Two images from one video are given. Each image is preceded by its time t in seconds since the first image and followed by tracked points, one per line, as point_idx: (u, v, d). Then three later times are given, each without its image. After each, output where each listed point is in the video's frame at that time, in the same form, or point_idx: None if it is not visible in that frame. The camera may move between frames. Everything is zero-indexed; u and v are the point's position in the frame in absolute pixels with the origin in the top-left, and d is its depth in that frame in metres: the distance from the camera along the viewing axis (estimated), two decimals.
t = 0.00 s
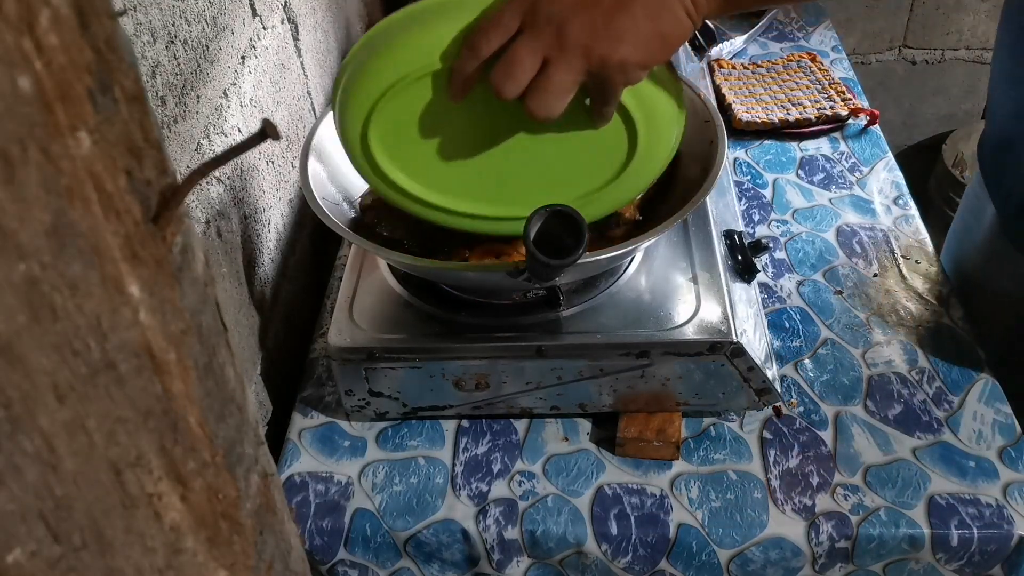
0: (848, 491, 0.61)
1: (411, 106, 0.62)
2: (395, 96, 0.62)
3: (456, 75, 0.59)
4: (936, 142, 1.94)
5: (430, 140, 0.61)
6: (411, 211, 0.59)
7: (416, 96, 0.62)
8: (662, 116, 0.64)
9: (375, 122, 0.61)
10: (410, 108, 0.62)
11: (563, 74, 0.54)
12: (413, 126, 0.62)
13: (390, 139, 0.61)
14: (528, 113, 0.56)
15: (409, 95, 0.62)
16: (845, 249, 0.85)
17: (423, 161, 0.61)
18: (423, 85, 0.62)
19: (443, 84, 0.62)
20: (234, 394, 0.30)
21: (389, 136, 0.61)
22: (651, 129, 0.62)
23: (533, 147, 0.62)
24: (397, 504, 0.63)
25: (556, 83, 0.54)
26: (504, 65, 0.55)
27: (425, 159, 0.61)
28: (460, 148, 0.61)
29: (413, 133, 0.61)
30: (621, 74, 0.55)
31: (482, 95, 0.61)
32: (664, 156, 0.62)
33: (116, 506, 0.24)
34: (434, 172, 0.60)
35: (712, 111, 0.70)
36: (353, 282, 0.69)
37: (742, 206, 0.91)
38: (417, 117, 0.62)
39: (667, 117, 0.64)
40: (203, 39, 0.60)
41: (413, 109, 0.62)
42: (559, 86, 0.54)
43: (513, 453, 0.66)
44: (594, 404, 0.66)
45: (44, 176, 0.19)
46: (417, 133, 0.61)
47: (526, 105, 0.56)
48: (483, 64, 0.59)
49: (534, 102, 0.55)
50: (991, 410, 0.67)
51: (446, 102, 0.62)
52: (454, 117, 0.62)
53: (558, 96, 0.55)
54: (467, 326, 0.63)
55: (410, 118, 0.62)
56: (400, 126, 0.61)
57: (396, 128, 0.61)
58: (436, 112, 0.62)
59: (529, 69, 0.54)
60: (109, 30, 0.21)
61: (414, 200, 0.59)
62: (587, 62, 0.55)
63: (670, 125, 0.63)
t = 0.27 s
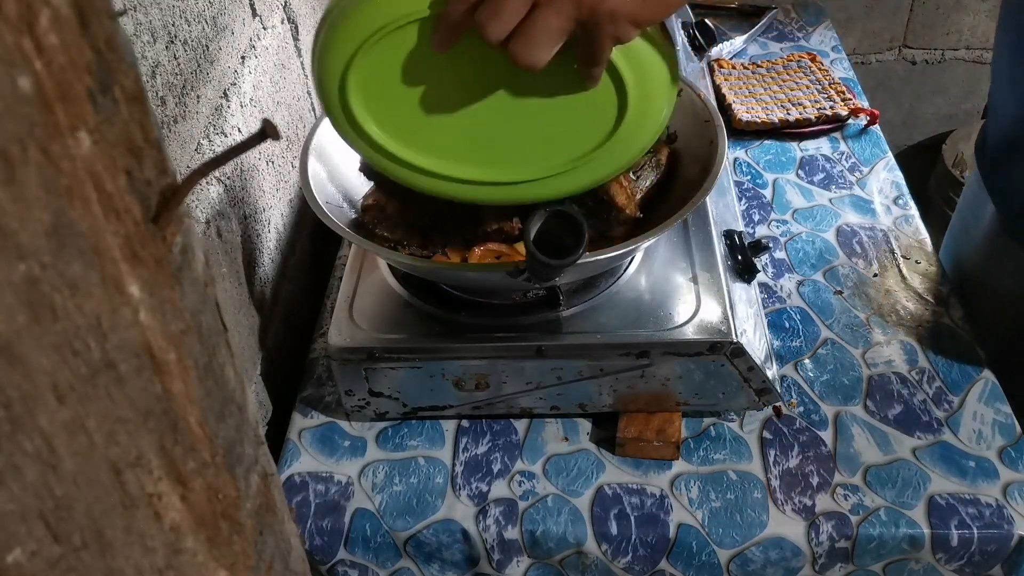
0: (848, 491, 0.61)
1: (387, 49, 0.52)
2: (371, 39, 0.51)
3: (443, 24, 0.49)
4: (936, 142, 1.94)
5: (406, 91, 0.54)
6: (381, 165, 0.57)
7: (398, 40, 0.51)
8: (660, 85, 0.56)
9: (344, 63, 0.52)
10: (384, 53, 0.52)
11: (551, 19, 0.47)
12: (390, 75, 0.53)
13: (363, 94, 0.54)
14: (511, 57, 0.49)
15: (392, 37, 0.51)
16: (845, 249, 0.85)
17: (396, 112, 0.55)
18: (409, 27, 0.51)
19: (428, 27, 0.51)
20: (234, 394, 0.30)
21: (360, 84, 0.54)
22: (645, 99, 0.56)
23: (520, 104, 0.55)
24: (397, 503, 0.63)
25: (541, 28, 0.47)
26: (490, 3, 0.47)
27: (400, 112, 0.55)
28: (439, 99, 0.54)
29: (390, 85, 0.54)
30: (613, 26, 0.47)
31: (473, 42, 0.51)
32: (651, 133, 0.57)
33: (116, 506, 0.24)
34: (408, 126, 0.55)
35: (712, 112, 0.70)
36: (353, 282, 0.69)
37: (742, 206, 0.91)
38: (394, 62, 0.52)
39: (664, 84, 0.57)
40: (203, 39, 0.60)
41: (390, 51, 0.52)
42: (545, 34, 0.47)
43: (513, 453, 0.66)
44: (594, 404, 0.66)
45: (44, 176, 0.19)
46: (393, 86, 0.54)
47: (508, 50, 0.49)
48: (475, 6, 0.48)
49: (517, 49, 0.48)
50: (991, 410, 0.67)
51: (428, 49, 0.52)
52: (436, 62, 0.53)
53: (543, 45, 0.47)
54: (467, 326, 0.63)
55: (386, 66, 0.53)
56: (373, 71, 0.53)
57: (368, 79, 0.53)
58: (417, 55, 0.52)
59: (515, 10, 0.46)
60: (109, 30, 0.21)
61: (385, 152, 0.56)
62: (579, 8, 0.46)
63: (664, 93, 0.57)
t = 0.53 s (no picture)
0: (848, 491, 0.61)
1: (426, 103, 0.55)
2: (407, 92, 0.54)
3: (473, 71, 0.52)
4: (936, 142, 1.94)
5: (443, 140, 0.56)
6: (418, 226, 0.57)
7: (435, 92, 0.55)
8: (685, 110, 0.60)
9: (380, 118, 0.55)
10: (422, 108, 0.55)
11: (593, 63, 0.49)
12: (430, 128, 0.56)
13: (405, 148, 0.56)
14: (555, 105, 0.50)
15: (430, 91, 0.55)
16: (845, 249, 0.85)
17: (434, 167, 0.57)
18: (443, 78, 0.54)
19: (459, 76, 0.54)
20: (234, 394, 0.30)
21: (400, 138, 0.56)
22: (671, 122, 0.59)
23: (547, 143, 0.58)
24: (397, 504, 0.63)
25: (584, 72, 0.49)
26: (529, 50, 0.49)
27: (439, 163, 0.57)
28: (478, 144, 0.57)
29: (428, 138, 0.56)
30: (653, 65, 0.50)
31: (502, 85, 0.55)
32: (684, 155, 0.60)
33: (116, 506, 0.24)
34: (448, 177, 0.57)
35: (711, 112, 0.70)
36: (353, 282, 0.69)
37: (742, 206, 0.91)
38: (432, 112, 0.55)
39: (688, 109, 0.61)
40: (203, 39, 0.60)
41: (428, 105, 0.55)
42: (587, 79, 0.49)
43: (513, 453, 0.66)
44: (594, 404, 0.66)
45: (44, 176, 0.19)
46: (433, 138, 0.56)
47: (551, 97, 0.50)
48: (506, 56, 0.52)
49: (560, 94, 0.49)
50: (991, 410, 0.67)
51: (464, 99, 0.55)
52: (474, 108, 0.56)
53: (587, 88, 0.49)
54: (467, 326, 0.63)
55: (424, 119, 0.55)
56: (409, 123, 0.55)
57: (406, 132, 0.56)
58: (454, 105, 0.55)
59: (554, 54, 0.49)
60: (109, 30, 0.21)
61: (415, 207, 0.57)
62: (619, 50, 0.49)
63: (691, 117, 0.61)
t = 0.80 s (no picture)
0: (848, 491, 0.61)
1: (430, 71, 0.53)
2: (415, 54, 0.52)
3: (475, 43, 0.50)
4: (937, 142, 1.94)
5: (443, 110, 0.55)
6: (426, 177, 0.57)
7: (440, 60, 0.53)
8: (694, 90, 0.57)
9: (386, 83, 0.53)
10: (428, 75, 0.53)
11: (599, 40, 0.46)
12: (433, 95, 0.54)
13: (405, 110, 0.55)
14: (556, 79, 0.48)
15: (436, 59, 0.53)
16: (845, 249, 0.85)
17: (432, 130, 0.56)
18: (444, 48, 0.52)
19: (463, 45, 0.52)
20: (234, 394, 0.30)
21: (401, 101, 0.55)
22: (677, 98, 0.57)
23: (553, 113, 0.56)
24: (397, 504, 0.63)
25: (589, 48, 0.46)
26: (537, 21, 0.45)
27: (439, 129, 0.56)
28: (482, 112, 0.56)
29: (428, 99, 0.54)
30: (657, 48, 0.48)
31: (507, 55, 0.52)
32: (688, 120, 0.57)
33: (116, 506, 0.24)
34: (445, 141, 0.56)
35: (711, 112, 0.70)
36: (353, 282, 0.69)
37: (742, 206, 0.91)
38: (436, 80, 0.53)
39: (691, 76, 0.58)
40: (203, 39, 0.60)
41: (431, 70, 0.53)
42: (589, 59, 0.46)
43: (513, 453, 0.66)
44: (594, 404, 0.66)
45: (44, 176, 0.19)
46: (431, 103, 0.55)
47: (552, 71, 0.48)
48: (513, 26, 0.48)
49: (561, 68, 0.46)
50: (991, 410, 0.67)
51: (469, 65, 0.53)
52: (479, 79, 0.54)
53: (589, 68, 0.46)
54: (467, 326, 0.63)
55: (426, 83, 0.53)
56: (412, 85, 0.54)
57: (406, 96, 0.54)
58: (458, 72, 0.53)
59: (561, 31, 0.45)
60: (109, 30, 0.21)
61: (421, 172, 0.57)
62: (625, 30, 0.46)
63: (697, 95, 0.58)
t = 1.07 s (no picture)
0: (848, 491, 0.61)
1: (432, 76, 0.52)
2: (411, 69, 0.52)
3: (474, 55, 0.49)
4: (936, 142, 1.93)
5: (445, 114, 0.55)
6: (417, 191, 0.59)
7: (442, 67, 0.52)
8: (696, 104, 0.57)
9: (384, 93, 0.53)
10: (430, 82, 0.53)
11: (607, 52, 0.46)
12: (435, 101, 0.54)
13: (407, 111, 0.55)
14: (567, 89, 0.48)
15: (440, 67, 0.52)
16: (845, 249, 0.85)
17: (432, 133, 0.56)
18: (446, 56, 0.51)
19: (464, 52, 0.51)
20: (234, 393, 0.30)
21: (401, 104, 0.54)
22: (681, 115, 0.57)
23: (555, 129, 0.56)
24: (397, 504, 0.63)
25: (598, 60, 0.46)
26: (543, 33, 0.46)
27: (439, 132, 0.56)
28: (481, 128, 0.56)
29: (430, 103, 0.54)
30: (669, 56, 0.47)
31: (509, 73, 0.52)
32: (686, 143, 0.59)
33: (116, 506, 0.24)
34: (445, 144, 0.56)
35: (711, 112, 0.70)
36: (353, 282, 0.69)
37: (742, 206, 0.91)
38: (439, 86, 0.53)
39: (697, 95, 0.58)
40: (203, 39, 0.60)
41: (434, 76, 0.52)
42: (597, 68, 0.46)
43: (513, 453, 0.66)
44: (594, 405, 0.66)
45: (44, 176, 0.19)
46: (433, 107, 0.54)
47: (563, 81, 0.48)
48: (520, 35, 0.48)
49: (572, 77, 0.47)
50: (991, 410, 0.67)
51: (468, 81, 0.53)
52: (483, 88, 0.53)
53: (599, 76, 0.47)
54: (467, 326, 0.63)
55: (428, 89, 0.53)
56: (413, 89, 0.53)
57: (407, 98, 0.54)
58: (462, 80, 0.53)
59: (571, 40, 0.46)
60: (109, 30, 0.21)
61: (420, 179, 0.58)
62: (637, 37, 0.46)
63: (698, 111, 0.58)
